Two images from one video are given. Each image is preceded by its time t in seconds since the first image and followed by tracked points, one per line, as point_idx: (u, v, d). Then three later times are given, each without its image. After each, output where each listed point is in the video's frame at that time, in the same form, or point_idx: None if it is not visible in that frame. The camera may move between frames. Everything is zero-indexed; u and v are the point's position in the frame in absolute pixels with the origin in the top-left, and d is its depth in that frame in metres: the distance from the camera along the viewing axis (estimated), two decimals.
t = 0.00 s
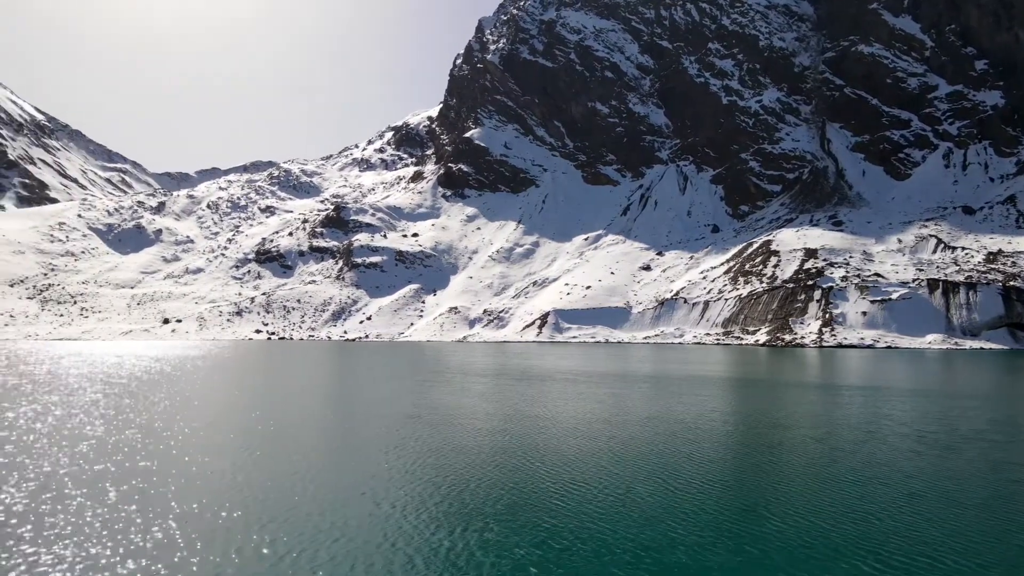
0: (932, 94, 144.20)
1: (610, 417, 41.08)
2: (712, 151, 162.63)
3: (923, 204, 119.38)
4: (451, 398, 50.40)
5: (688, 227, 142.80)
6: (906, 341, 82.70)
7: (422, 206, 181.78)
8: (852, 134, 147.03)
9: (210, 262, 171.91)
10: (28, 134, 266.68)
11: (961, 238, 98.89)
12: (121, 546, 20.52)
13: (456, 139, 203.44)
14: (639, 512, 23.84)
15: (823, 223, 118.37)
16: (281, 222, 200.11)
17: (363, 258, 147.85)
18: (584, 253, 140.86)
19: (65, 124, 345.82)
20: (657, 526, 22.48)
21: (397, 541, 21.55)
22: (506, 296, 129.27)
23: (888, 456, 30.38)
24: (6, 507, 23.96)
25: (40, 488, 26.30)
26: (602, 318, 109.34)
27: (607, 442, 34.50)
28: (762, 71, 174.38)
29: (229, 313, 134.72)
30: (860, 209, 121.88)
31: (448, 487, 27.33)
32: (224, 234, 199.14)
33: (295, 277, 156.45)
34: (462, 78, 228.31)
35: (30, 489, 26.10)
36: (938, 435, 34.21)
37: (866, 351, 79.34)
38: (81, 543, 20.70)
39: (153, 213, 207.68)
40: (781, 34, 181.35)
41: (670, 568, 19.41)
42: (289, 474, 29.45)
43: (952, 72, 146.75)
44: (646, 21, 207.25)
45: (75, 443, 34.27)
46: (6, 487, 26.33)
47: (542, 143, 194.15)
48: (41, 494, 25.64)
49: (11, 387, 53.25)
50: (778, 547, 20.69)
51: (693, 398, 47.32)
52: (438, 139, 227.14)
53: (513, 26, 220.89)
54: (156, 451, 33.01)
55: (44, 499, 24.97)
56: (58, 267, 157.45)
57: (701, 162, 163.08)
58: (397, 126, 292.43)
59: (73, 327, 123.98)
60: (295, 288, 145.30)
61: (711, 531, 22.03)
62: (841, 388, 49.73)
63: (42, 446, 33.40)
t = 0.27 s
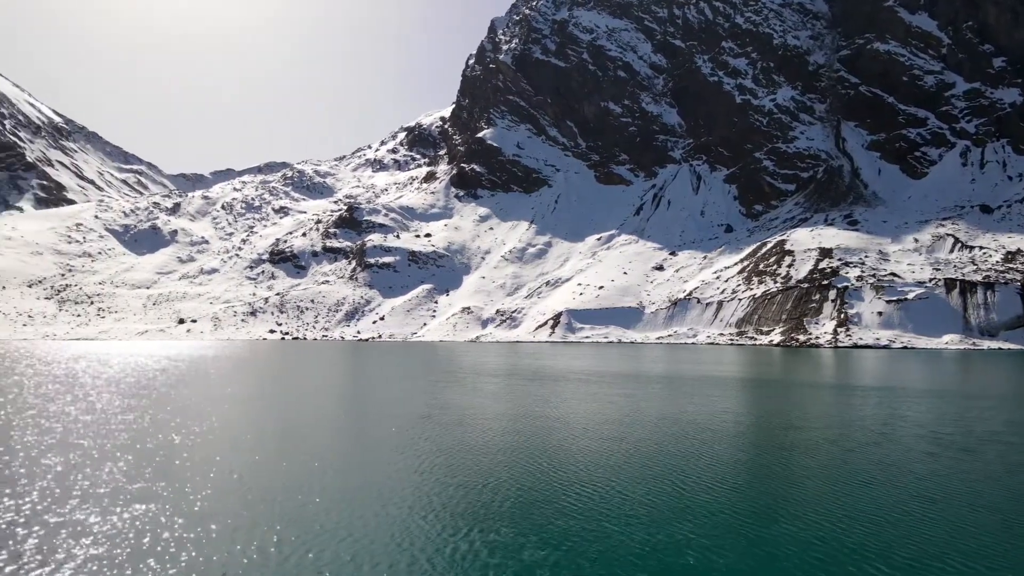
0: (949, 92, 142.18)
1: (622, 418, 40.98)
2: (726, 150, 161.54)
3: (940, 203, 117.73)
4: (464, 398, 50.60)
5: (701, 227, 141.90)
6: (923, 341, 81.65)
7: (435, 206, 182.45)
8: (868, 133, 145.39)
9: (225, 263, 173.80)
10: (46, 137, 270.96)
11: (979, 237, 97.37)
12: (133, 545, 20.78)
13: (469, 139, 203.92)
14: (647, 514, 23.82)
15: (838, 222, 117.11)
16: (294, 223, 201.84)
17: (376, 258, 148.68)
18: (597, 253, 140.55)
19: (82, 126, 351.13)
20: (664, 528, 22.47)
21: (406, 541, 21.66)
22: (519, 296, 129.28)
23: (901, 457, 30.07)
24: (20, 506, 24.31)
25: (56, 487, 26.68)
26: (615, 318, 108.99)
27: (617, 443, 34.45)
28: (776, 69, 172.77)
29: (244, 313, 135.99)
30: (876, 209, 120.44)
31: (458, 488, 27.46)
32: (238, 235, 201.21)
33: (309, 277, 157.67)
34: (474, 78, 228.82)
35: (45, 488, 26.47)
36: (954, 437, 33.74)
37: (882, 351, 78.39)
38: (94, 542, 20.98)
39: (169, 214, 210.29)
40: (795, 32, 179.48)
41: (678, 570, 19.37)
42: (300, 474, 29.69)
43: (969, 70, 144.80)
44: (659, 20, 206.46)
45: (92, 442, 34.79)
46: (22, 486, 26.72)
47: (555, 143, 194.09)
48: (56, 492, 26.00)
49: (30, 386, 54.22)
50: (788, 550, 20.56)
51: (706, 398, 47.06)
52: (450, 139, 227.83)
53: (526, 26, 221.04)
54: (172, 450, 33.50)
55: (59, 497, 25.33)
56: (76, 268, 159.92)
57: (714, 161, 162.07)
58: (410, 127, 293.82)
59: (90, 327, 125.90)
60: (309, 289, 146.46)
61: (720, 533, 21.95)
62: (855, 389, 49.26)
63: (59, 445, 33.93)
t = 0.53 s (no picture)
0: (964, 90, 140.37)
1: (635, 419, 40.94)
2: (738, 149, 160.48)
3: (956, 202, 116.19)
4: (475, 398, 50.85)
5: (713, 226, 141.12)
6: (938, 341, 80.73)
7: (446, 206, 182.97)
8: (882, 132, 143.96)
9: (237, 263, 175.42)
10: (61, 139, 274.66)
11: (995, 237, 95.99)
12: (143, 544, 21.03)
13: (480, 140, 204.32)
14: (654, 515, 23.78)
15: (851, 221, 116.00)
16: (306, 223, 203.37)
17: (388, 258, 149.38)
18: (608, 253, 140.26)
19: (97, 128, 355.82)
20: (671, 529, 22.42)
21: (414, 542, 21.79)
22: (530, 296, 129.28)
23: (914, 459, 29.77)
24: (34, 504, 24.68)
25: (69, 486, 27.05)
26: (627, 318, 108.63)
27: (628, 443, 34.44)
28: (789, 68, 171.31)
29: (256, 313, 137.06)
30: (890, 208, 119.26)
31: (466, 488, 27.57)
32: (251, 235, 203.02)
33: (320, 277, 158.81)
34: (486, 79, 229.21)
35: (59, 487, 26.86)
36: (968, 438, 33.34)
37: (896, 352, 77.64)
38: (105, 541, 21.26)
39: (182, 215, 212.59)
40: (808, 30, 177.86)
41: (685, 571, 19.40)
42: (311, 473, 29.95)
43: (984, 67, 142.90)
44: (671, 19, 205.69)
45: (107, 442, 35.26)
46: (36, 485, 27.14)
47: (566, 143, 193.96)
48: (71, 491, 26.40)
49: (46, 386, 55.02)
50: (796, 553, 20.44)
51: (719, 399, 46.83)
52: (461, 139, 228.52)
53: (537, 26, 220.95)
54: (186, 449, 33.97)
55: (72, 496, 25.69)
56: (91, 269, 162.08)
57: (726, 161, 161.09)
58: (421, 127, 294.94)
59: (105, 327, 127.57)
60: (321, 289, 147.47)
61: (726, 535, 21.89)
62: (868, 389, 48.88)
63: (75, 444, 34.46)
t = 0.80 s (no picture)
0: (982, 87, 138.25)
1: (647, 419, 40.85)
2: (752, 149, 159.21)
3: (974, 200, 114.45)
4: (488, 398, 50.98)
5: (727, 226, 140.15)
6: (956, 342, 79.63)
7: (459, 207, 183.42)
8: (898, 130, 142.20)
9: (252, 263, 177.10)
10: (78, 141, 278.62)
11: (1015, 235, 94.33)
12: (156, 542, 21.36)
13: (492, 140, 204.60)
14: (664, 516, 23.73)
15: (867, 221, 114.74)
16: (319, 224, 204.89)
17: (401, 258, 150.07)
18: (621, 253, 139.79)
19: (114, 130, 360.93)
20: (680, 531, 22.37)
21: (423, 542, 21.93)
22: (543, 296, 129.20)
23: (929, 461, 29.40)
24: (47, 503, 25.11)
25: (82, 484, 27.48)
26: (640, 318, 108.12)
27: (639, 444, 34.36)
28: (804, 66, 169.38)
29: (271, 313, 138.14)
30: (906, 207, 117.99)
31: (477, 489, 27.69)
32: (265, 236, 204.88)
33: (334, 277, 159.98)
34: (499, 79, 229.50)
35: (77, 486, 27.34)
36: (985, 440, 32.86)
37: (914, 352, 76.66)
38: (115, 539, 21.58)
39: (198, 216, 215.14)
40: (823, 28, 175.88)
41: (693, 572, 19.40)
42: (323, 473, 30.23)
43: (1004, 64, 140.55)
44: (684, 18, 204.59)
45: (123, 440, 35.84)
46: (50, 483, 27.59)
47: (579, 143, 193.62)
48: (90, 489, 26.86)
49: (65, 385, 55.93)
50: (806, 556, 20.29)
51: (732, 399, 46.62)
52: (474, 139, 229.03)
53: (550, 26, 220.75)
54: (202, 448, 34.45)
55: (85, 495, 26.10)
56: (108, 270, 164.47)
57: (741, 160, 159.89)
58: (434, 128, 295.96)
59: (122, 327, 129.40)
60: (334, 289, 148.48)
61: (735, 537, 21.81)
62: (884, 390, 48.36)
63: (90, 443, 35.03)
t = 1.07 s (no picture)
0: (999, 85, 136.30)
1: (658, 420, 40.67)
2: (764, 148, 158.07)
3: (991, 199, 112.78)
4: (499, 398, 51.06)
5: (739, 225, 139.22)
6: (972, 342, 78.58)
7: (471, 207, 183.76)
8: (913, 129, 140.63)
9: (265, 264, 178.63)
10: (93, 142, 281.92)
11: None
12: (168, 541, 21.62)
13: (504, 140, 204.77)
14: (674, 518, 23.62)
15: (881, 220, 113.52)
16: (331, 224, 206.23)
17: (412, 259, 150.69)
18: (633, 253, 139.32)
19: (129, 132, 365.41)
20: (690, 533, 22.28)
21: (432, 543, 22.01)
22: (554, 296, 129.11)
23: (944, 463, 28.98)
24: (60, 502, 25.43)
25: (95, 484, 27.80)
26: (651, 318, 107.63)
27: (649, 445, 34.25)
28: (817, 65, 167.74)
29: (283, 313, 139.11)
30: (921, 207, 116.77)
31: (485, 490, 27.75)
32: (278, 237, 206.54)
33: (346, 277, 161.01)
34: (510, 79, 229.72)
35: (91, 485, 27.72)
36: (1002, 442, 32.34)
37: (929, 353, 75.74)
38: (126, 539, 21.76)
39: (211, 217, 217.32)
40: (837, 26, 174.18)
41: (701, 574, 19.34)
42: (334, 473, 30.44)
43: (1021, 61, 138.40)
44: (696, 17, 203.64)
45: (137, 440, 36.27)
46: (64, 483, 27.93)
47: (590, 143, 193.27)
48: (103, 489, 27.21)
49: (80, 385, 56.70)
50: (816, 559, 20.14)
51: (744, 400, 46.34)
52: (485, 139, 229.44)
53: (561, 26, 220.55)
54: (214, 448, 34.79)
55: (97, 495, 26.40)
56: (122, 270, 166.56)
57: (753, 159, 158.75)
58: (445, 128, 296.79)
59: (136, 327, 131.08)
60: (346, 289, 149.43)
61: (745, 539, 21.68)
62: (898, 391, 47.81)
63: (105, 443, 35.49)
